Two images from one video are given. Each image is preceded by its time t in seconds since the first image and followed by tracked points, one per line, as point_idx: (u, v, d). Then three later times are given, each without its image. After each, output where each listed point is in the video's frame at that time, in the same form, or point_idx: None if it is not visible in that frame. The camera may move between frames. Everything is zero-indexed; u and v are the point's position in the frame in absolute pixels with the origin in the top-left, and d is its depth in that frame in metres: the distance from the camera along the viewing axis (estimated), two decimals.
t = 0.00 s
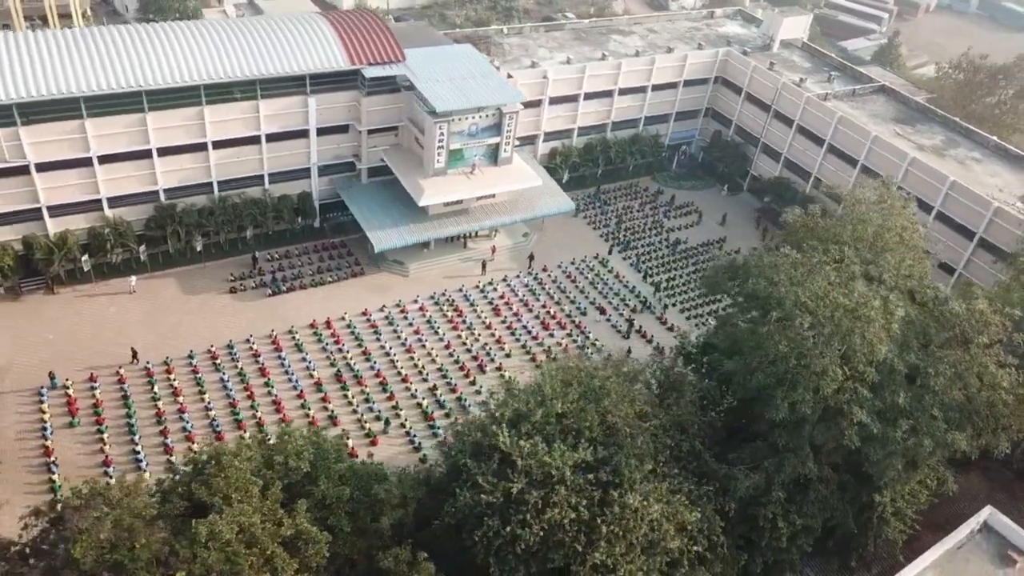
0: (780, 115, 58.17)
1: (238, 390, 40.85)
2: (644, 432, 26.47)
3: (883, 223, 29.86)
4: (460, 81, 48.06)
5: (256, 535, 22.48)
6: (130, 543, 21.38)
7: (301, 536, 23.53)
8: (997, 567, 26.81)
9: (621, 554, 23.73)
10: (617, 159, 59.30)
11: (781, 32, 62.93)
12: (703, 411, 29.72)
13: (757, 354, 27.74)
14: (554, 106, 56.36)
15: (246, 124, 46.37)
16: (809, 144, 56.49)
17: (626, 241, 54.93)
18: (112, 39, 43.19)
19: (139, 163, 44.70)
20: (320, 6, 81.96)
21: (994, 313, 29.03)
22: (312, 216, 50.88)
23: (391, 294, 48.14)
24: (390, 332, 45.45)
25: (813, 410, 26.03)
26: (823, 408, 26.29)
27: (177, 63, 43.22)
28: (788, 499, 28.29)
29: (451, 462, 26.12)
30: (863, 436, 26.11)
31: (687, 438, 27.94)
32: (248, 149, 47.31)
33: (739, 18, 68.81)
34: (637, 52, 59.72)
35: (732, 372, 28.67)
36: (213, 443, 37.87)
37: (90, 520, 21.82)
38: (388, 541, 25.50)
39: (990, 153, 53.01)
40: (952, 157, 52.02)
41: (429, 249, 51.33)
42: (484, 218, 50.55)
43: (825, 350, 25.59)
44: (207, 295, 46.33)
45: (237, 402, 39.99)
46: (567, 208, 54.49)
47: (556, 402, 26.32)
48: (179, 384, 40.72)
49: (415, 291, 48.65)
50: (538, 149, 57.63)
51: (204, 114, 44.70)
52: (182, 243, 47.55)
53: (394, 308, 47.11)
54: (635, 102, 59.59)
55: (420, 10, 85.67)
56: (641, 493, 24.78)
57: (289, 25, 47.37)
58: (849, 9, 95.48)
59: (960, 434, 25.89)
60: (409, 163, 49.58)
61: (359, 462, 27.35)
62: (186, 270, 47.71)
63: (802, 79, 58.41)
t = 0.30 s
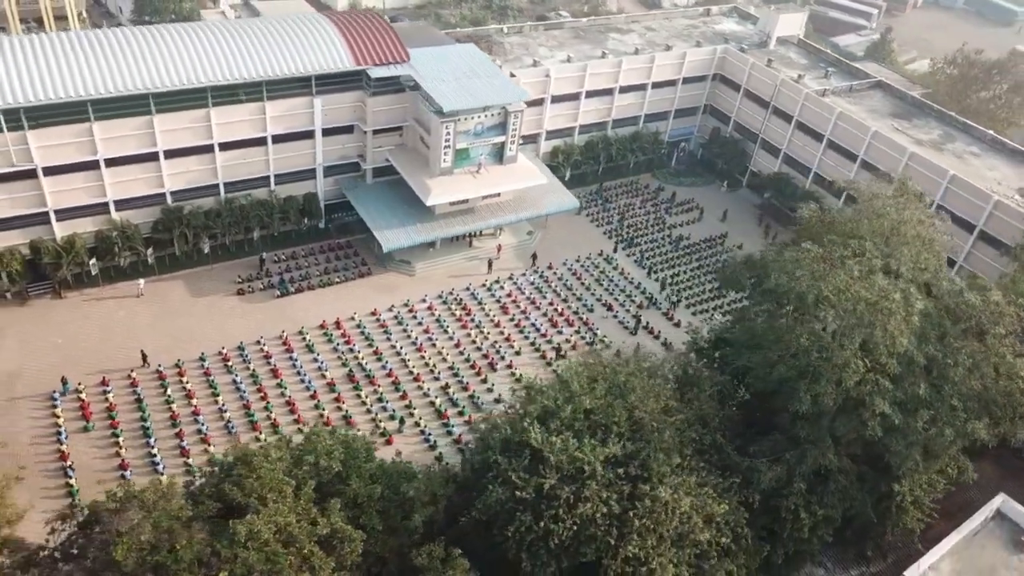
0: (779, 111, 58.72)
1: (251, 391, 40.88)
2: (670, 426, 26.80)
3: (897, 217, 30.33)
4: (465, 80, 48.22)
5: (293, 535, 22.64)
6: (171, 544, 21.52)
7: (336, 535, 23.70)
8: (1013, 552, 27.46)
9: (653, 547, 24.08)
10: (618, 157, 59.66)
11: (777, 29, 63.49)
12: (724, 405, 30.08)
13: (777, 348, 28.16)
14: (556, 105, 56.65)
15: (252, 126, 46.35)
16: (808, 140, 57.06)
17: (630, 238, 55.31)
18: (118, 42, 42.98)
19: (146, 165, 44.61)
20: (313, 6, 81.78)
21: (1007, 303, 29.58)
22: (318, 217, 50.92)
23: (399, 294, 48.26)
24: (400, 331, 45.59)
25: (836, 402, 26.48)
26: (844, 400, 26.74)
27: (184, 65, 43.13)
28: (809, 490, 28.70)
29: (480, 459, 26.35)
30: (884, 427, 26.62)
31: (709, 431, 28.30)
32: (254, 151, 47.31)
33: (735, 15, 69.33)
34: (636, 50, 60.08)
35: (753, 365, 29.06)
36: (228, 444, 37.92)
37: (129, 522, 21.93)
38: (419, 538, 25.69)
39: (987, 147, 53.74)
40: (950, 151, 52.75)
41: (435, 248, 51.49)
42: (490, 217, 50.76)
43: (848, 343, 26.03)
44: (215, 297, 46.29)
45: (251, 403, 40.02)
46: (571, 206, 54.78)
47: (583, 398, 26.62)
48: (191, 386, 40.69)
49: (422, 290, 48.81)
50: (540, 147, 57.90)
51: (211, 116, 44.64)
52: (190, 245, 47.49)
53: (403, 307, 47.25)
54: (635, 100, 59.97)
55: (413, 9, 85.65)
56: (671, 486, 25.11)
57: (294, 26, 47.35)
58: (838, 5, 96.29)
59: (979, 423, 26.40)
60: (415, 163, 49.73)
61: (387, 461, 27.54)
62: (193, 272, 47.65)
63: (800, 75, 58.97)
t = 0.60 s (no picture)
0: (777, 108, 59.30)
1: (264, 392, 40.90)
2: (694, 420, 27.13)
3: (910, 211, 30.82)
4: (470, 80, 48.41)
5: (330, 533, 22.79)
6: (211, 545, 21.66)
7: (371, 533, 23.83)
8: None
9: (683, 540, 24.44)
10: (619, 154, 60.01)
11: (774, 26, 64.06)
12: (743, 399, 30.41)
13: (797, 341, 28.57)
14: (557, 103, 56.95)
15: (258, 127, 46.34)
16: (807, 135, 57.62)
17: (632, 235, 55.70)
18: (124, 44, 42.84)
19: (153, 168, 44.51)
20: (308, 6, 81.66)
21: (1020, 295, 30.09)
22: (324, 218, 50.92)
23: (407, 293, 48.38)
24: (410, 330, 45.73)
25: (857, 394, 26.92)
26: (865, 391, 27.21)
27: (190, 66, 43.02)
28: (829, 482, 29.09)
29: (510, 456, 26.58)
30: (905, 417, 27.08)
31: (731, 425, 28.63)
32: (260, 153, 47.30)
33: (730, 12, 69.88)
34: (635, 48, 60.46)
35: (772, 359, 29.43)
36: (244, 446, 37.96)
37: (168, 524, 22.02)
38: (449, 535, 25.89)
39: (983, 141, 54.50)
40: (947, 145, 53.44)
41: (441, 247, 51.64)
42: (496, 216, 50.97)
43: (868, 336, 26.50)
44: (223, 299, 46.24)
45: (265, 404, 40.06)
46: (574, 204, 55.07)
47: (609, 394, 26.91)
48: (204, 389, 40.65)
49: (430, 289, 48.96)
50: (542, 145, 58.19)
51: (218, 117, 44.60)
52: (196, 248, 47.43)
53: (411, 307, 47.38)
54: (635, 98, 60.39)
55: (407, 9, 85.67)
56: (699, 479, 25.45)
57: (298, 27, 47.35)
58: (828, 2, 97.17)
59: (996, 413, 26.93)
60: (420, 163, 49.85)
61: (414, 459, 27.70)
62: (200, 275, 47.58)
63: (797, 72, 59.53)
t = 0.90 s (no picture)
0: (776, 103, 59.86)
1: (277, 393, 40.95)
2: (717, 413, 27.52)
3: (922, 206, 31.35)
4: (475, 79, 48.61)
5: (366, 531, 22.99)
6: (251, 545, 21.82)
7: (405, 530, 24.05)
8: None
9: (712, 531, 24.84)
10: (619, 151, 60.40)
11: (770, 22, 64.64)
12: (761, 392, 30.84)
13: (815, 334, 29.02)
14: (559, 101, 57.27)
15: (264, 128, 46.33)
16: (805, 131, 58.23)
17: (634, 231, 56.11)
18: (130, 47, 42.74)
19: (160, 170, 44.41)
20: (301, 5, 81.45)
21: None
22: (329, 218, 50.98)
23: (415, 292, 48.52)
24: (419, 329, 45.90)
25: (876, 384, 27.41)
26: (884, 382, 27.73)
27: (197, 68, 42.97)
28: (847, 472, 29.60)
29: (537, 451, 26.87)
30: (925, 406, 27.96)
31: (752, 417, 29.05)
32: (266, 154, 47.29)
33: (726, 9, 70.41)
34: (634, 45, 60.84)
35: (791, 352, 29.88)
36: (260, 447, 38.04)
37: (207, 524, 22.14)
38: (478, 531, 26.13)
39: (979, 135, 55.26)
40: (944, 139, 54.17)
41: (447, 246, 51.82)
42: (501, 214, 51.23)
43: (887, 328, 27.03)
44: (232, 300, 46.21)
45: (279, 405, 40.11)
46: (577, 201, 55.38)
47: (634, 388, 27.24)
48: (217, 390, 40.64)
49: (437, 288, 49.15)
50: (543, 143, 58.47)
51: (224, 119, 44.57)
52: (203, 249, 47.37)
53: (419, 306, 47.54)
54: (634, 95, 60.79)
55: (401, 7, 85.64)
56: (725, 471, 25.85)
57: (303, 28, 47.37)
58: None
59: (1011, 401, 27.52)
60: (426, 162, 50.01)
61: (440, 456, 27.92)
62: (207, 277, 47.52)
63: (795, 68, 60.11)
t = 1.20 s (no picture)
0: (773, 99, 60.43)
1: (291, 394, 41.01)
2: (739, 406, 27.92)
3: (932, 199, 31.91)
4: (479, 78, 48.80)
5: (402, 527, 23.22)
6: (291, 544, 22.01)
7: (439, 526, 24.29)
8: None
9: (739, 521, 25.25)
10: (620, 148, 60.78)
11: (765, 19, 65.20)
12: (778, 384, 31.28)
13: (833, 326, 29.47)
14: (560, 99, 57.59)
15: (270, 130, 46.33)
16: (803, 126, 58.83)
17: (636, 228, 56.55)
18: (136, 49, 42.62)
19: (167, 173, 44.34)
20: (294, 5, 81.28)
21: None
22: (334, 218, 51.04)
23: (423, 291, 48.69)
24: (429, 328, 46.08)
25: (894, 375, 27.92)
26: (901, 373, 28.24)
27: (203, 70, 42.90)
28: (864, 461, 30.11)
29: (564, 447, 27.16)
30: (942, 395, 28.65)
31: (772, 409, 29.48)
32: (272, 155, 47.29)
33: (720, 6, 70.95)
34: (632, 43, 61.22)
35: (807, 345, 30.34)
36: (276, 448, 38.11)
37: (245, 524, 22.29)
38: (507, 525, 26.41)
39: (975, 129, 56.04)
40: (941, 133, 54.93)
41: (452, 245, 52.01)
42: (506, 212, 51.49)
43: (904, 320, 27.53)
44: (240, 302, 46.21)
45: (293, 406, 40.19)
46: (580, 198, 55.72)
47: (658, 383, 27.58)
48: (230, 392, 40.65)
49: (445, 287, 49.35)
50: (545, 141, 58.76)
51: (231, 121, 44.53)
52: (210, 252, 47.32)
53: (428, 305, 47.71)
54: (633, 92, 61.20)
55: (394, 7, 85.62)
56: (751, 462, 26.25)
57: (307, 28, 47.38)
58: None
59: None
60: (431, 162, 50.19)
61: (467, 453, 28.17)
62: (215, 279, 47.49)
63: (792, 64, 60.70)
